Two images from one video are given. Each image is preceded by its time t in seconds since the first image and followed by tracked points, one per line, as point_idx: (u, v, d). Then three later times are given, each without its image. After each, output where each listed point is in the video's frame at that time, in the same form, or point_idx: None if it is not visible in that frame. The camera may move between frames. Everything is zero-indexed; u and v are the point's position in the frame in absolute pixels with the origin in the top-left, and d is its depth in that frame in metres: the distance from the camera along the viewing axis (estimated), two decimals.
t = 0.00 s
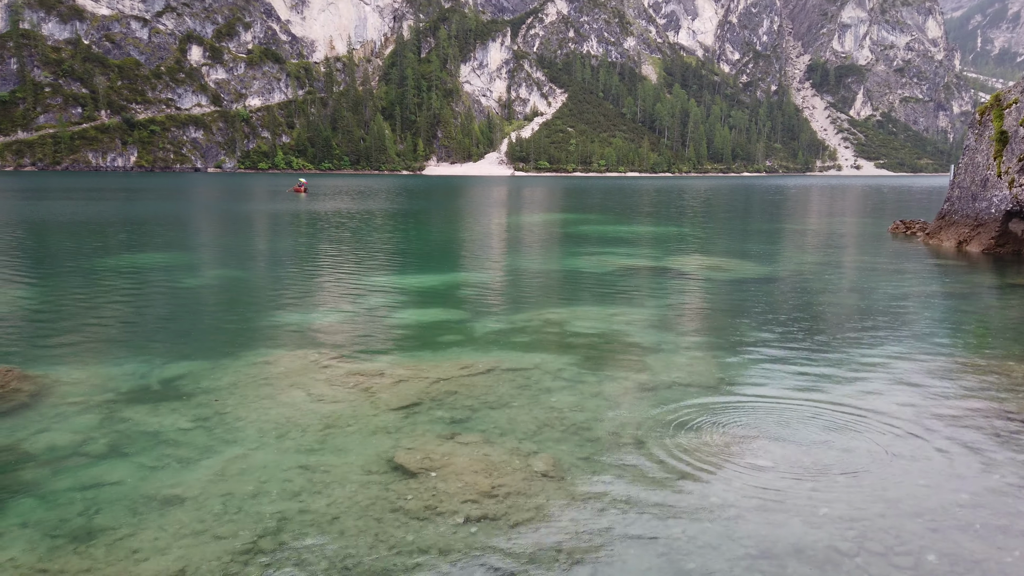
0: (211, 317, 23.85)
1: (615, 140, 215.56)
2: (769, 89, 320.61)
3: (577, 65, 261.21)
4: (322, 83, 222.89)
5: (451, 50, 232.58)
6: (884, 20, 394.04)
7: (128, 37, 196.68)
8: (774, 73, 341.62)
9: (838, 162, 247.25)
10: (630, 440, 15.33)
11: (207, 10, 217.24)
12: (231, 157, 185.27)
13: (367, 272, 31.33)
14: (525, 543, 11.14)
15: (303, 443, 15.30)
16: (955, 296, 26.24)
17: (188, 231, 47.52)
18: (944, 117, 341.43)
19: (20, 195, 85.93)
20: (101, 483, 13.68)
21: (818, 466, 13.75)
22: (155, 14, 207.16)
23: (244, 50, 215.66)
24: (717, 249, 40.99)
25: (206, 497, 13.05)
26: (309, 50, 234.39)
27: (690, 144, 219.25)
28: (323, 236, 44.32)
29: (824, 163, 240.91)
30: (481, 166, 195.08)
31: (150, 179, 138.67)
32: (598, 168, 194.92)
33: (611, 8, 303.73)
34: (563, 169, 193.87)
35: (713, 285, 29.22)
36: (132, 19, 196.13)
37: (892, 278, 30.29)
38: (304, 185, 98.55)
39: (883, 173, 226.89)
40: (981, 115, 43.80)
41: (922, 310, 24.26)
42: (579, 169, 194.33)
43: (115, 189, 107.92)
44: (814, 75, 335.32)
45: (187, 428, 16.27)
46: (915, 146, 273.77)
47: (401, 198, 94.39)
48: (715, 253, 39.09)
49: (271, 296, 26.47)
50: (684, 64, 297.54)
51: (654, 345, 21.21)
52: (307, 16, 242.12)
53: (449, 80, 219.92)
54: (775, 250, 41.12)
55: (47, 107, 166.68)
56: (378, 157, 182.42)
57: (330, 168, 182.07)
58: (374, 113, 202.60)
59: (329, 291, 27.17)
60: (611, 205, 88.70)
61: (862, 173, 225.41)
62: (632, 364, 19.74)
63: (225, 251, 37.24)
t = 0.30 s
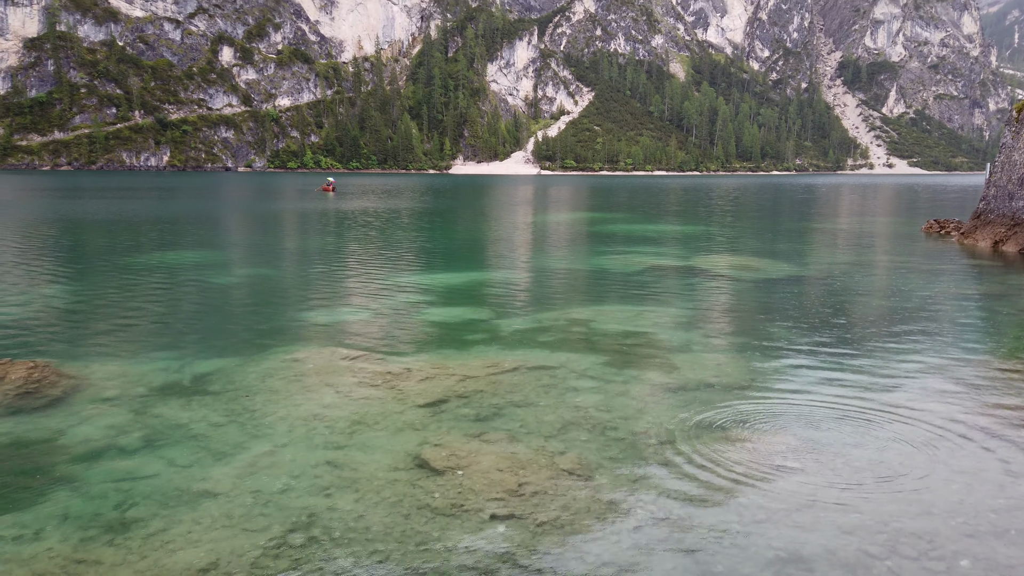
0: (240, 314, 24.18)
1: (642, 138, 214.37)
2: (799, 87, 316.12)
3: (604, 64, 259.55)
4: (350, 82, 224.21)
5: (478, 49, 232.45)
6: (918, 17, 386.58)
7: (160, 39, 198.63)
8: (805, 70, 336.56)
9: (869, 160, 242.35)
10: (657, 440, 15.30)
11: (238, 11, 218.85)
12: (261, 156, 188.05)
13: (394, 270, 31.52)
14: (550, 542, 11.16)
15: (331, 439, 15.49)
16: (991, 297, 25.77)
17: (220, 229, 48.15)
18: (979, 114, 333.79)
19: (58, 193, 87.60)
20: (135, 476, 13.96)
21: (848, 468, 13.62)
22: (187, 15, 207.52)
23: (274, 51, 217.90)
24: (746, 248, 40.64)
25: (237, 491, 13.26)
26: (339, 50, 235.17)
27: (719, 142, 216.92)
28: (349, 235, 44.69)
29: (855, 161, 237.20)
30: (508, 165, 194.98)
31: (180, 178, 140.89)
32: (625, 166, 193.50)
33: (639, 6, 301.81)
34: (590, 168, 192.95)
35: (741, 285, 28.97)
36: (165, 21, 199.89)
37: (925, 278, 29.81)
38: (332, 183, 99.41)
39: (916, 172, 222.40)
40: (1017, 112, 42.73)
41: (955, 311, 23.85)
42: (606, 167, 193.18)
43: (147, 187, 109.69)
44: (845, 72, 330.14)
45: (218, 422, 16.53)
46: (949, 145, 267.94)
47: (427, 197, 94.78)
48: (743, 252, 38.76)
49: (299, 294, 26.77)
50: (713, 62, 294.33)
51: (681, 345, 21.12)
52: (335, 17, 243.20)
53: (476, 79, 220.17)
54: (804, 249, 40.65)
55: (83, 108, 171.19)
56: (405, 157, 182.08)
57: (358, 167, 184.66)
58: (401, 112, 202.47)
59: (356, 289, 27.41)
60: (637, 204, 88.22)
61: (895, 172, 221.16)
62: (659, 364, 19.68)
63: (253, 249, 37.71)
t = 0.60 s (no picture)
0: (270, 312, 24.52)
1: (671, 137, 212.21)
2: (833, 84, 311.02)
3: (634, 62, 256.31)
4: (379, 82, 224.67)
5: (507, 49, 231.56)
6: (957, 12, 377.73)
7: (195, 40, 201.36)
8: (838, 67, 330.96)
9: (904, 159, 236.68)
10: (685, 441, 15.20)
11: (270, 12, 220.25)
12: (292, 155, 190.45)
13: (422, 269, 31.72)
14: (577, 542, 11.18)
15: (359, 436, 15.61)
16: None
17: (251, 228, 48.84)
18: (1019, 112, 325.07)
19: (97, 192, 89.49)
20: (169, 470, 14.22)
21: (881, 472, 13.39)
22: (221, 17, 210.26)
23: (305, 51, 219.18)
24: (777, 248, 40.28)
25: (268, 487, 13.44)
26: (368, 51, 237.28)
27: (749, 141, 214.04)
28: (376, 234, 45.00)
29: (890, 160, 232.76)
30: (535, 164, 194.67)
31: (211, 177, 143.18)
32: (655, 165, 192.36)
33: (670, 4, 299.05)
34: (618, 167, 191.91)
35: (771, 285, 28.73)
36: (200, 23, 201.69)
37: (962, 279, 29.25)
38: (361, 182, 100.25)
39: (953, 172, 217.62)
40: None
41: (993, 314, 23.32)
42: (634, 166, 191.90)
43: (181, 186, 111.70)
44: (880, 69, 323.90)
45: (249, 419, 16.77)
46: (987, 143, 261.34)
47: (454, 196, 95.14)
48: (774, 252, 38.40)
49: (329, 292, 27.03)
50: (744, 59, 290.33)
51: (710, 345, 20.97)
52: (365, 17, 242.70)
53: (505, 78, 219.63)
54: (837, 250, 40.17)
55: (120, 109, 176.06)
56: (433, 156, 182.84)
57: (387, 167, 184.12)
58: (430, 112, 203.16)
59: (385, 288, 27.64)
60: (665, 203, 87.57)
61: (930, 171, 216.30)
62: (687, 364, 19.59)
63: (282, 247, 38.21)
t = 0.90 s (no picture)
0: (296, 308, 24.79)
1: (698, 134, 209.18)
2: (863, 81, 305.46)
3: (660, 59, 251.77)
4: (405, 80, 226.43)
5: (532, 46, 229.04)
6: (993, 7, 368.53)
7: (224, 40, 204.09)
8: (869, 63, 324.74)
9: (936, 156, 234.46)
10: (709, 440, 15.11)
11: (298, 11, 223.12)
12: (318, 153, 190.67)
13: (446, 267, 31.86)
14: (602, 538, 11.20)
15: (385, 432, 15.73)
16: None
17: (278, 225, 49.42)
18: None
19: (125, 190, 91.12)
20: (198, 463, 14.44)
21: (911, 473, 13.24)
22: (249, 16, 213.24)
23: (332, 50, 220.97)
24: (805, 246, 39.83)
25: (295, 480, 13.61)
26: (394, 49, 238.54)
27: (777, 138, 210.57)
28: (399, 231, 45.29)
29: (922, 158, 227.97)
30: (560, 161, 193.22)
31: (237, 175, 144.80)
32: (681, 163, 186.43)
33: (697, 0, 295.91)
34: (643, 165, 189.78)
35: (798, 284, 28.42)
36: (229, 22, 206.62)
37: (995, 279, 28.69)
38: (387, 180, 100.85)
39: (986, 170, 212.31)
40: None
41: None
42: (659, 164, 189.83)
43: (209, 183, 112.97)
44: (912, 65, 317.41)
45: (277, 413, 16.97)
46: None
47: (478, 193, 95.23)
48: (802, 251, 37.96)
49: (354, 289, 27.25)
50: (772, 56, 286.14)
51: (737, 345, 20.82)
52: (392, 15, 244.11)
53: (530, 75, 217.66)
54: (867, 248, 39.59)
55: (150, 107, 175.29)
56: (458, 154, 183.67)
57: (412, 164, 184.28)
58: (455, 109, 202.21)
59: (409, 285, 27.82)
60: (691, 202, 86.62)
61: (963, 170, 211.21)
62: (713, 363, 19.48)
63: (306, 244, 38.56)
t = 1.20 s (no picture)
0: (320, 304, 24.95)
1: (722, 131, 207.28)
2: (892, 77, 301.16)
3: (685, 56, 251.31)
4: (429, 78, 228.14)
5: (556, 43, 229.20)
6: None
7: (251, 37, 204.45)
8: (898, 60, 319.86)
9: (965, 155, 228.88)
10: (733, 441, 15.02)
11: (323, 9, 223.73)
12: (343, 150, 192.23)
13: (470, 264, 31.94)
14: (627, 539, 11.18)
15: (408, 427, 15.83)
16: None
17: (304, 221, 49.86)
18: None
19: (153, 186, 92.28)
20: (225, 456, 14.62)
21: (939, 476, 13.09)
22: (276, 14, 214.00)
23: (357, 47, 221.95)
24: (830, 246, 39.53)
25: (320, 474, 13.74)
26: (419, 47, 239.66)
27: (803, 136, 208.01)
28: (420, 228, 45.49)
29: (952, 156, 224.38)
30: (583, 159, 193.08)
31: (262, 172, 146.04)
32: (704, 160, 188.77)
33: None
34: (668, 163, 188.31)
35: (824, 283, 28.13)
36: (256, 20, 206.01)
37: None
38: (410, 177, 100.87)
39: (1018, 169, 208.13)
40: None
41: None
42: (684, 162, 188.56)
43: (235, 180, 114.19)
44: (943, 63, 312.24)
45: (303, 408, 17.15)
46: None
47: (501, 191, 95.13)
48: (829, 250, 37.62)
49: (377, 285, 27.42)
50: (799, 52, 282.69)
51: (762, 345, 20.69)
52: (416, 13, 247.24)
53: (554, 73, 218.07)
54: (895, 248, 39.11)
55: (178, 104, 178.09)
56: (481, 151, 183.27)
57: (435, 162, 185.21)
58: (479, 107, 202.54)
59: (432, 281, 27.96)
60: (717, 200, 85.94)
61: (994, 169, 207.38)
62: (737, 362, 19.37)
63: (329, 241, 38.92)
